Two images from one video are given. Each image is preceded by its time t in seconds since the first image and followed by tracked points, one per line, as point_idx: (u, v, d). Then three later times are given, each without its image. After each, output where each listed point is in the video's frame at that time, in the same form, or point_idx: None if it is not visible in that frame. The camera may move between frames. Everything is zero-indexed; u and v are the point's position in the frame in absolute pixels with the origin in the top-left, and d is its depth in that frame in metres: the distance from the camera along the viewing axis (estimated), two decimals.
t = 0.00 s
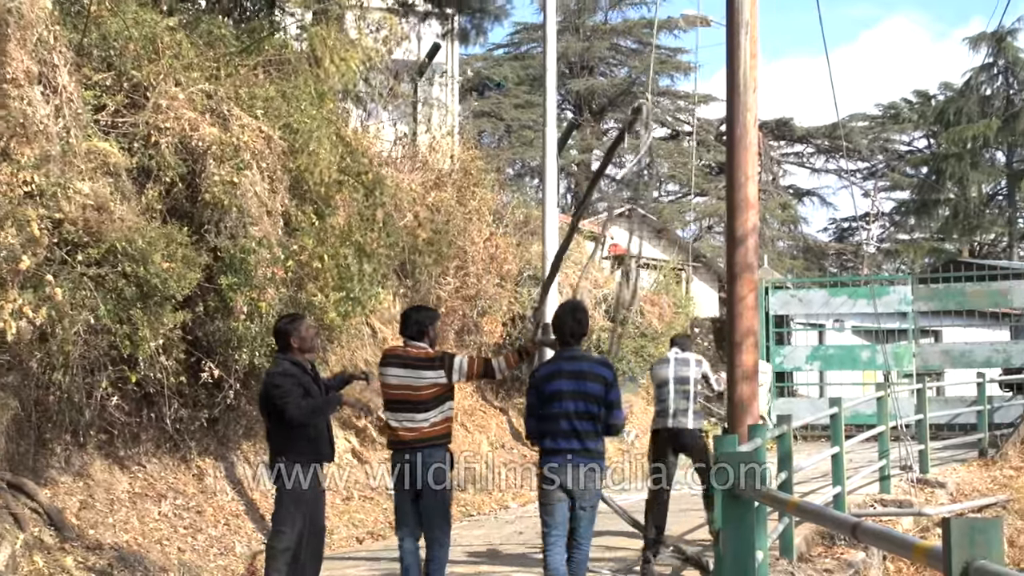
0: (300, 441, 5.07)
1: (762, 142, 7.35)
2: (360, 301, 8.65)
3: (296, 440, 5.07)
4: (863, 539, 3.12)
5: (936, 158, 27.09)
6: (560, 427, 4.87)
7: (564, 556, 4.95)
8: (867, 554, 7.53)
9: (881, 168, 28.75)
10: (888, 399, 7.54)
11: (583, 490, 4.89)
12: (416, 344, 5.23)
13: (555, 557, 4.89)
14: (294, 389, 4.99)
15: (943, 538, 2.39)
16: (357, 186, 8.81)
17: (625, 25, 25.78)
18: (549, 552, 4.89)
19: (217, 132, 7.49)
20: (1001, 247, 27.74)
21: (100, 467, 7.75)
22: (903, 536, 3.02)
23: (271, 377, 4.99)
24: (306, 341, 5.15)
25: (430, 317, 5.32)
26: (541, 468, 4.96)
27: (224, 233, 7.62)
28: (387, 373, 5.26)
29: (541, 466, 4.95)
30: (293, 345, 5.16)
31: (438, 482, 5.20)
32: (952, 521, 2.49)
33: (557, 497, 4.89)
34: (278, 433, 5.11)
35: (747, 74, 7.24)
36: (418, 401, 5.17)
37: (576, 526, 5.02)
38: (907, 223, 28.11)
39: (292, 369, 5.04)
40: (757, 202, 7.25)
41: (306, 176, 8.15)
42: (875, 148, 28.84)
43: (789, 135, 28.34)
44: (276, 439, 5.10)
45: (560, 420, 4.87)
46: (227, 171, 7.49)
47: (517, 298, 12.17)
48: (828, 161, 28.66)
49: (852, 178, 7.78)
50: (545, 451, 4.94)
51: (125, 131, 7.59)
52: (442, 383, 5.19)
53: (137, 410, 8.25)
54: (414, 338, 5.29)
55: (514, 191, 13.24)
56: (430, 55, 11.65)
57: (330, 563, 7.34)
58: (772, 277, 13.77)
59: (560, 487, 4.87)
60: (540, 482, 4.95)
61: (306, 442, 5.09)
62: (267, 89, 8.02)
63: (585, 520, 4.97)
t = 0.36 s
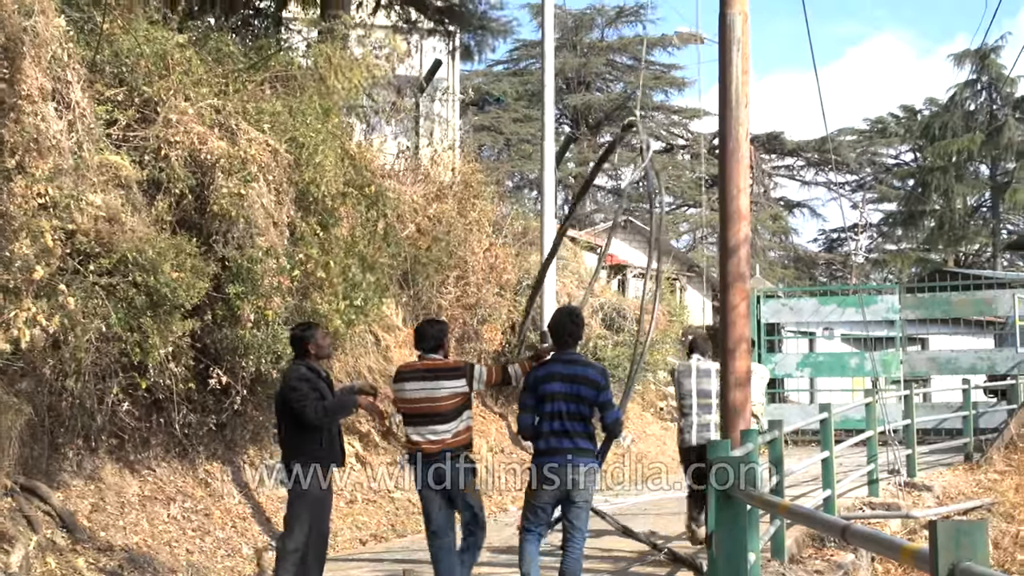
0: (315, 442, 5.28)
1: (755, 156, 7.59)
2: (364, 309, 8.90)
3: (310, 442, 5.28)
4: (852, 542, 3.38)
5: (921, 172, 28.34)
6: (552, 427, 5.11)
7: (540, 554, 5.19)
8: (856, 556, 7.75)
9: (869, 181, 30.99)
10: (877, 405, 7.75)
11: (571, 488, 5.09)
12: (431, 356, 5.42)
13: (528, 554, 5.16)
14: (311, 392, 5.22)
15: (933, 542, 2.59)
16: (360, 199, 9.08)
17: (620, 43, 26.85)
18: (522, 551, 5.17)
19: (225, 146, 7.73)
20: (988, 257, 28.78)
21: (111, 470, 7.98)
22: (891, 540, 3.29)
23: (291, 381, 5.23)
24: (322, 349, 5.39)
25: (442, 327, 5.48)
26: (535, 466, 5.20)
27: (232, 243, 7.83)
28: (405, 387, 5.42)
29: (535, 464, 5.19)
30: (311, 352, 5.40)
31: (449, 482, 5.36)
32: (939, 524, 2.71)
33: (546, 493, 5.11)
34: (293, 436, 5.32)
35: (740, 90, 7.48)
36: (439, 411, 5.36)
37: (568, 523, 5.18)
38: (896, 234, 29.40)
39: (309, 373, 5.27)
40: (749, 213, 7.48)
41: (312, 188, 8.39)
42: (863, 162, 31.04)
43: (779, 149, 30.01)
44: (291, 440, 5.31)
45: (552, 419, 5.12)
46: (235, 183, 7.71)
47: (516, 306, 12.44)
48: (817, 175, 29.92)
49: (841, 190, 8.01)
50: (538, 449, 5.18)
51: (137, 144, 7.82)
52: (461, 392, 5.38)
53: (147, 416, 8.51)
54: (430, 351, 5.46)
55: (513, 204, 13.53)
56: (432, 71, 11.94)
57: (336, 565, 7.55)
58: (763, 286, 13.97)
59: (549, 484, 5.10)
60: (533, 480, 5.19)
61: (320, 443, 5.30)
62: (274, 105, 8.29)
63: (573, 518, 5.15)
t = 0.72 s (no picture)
0: (336, 444, 5.45)
1: (747, 169, 7.86)
2: (367, 316, 9.18)
3: (330, 444, 5.45)
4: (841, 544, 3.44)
5: (907, 184, 29.81)
6: (543, 431, 5.36)
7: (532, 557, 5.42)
8: (845, 556, 7.98)
9: (858, 192, 32.43)
10: (864, 409, 8.00)
11: (560, 491, 5.32)
12: (460, 362, 5.55)
13: (521, 560, 5.39)
14: (332, 397, 5.38)
15: (919, 544, 2.69)
16: (363, 211, 9.39)
17: (616, 60, 27.66)
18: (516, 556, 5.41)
19: (233, 159, 8.01)
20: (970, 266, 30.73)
21: (122, 474, 8.23)
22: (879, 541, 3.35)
23: (309, 388, 5.38)
24: (337, 357, 5.55)
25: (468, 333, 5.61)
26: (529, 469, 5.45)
27: (239, 253, 8.07)
28: (434, 390, 5.46)
29: (528, 467, 5.44)
30: (325, 359, 5.56)
31: (470, 483, 5.47)
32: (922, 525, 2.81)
33: (535, 495, 5.35)
34: (313, 440, 5.48)
35: (731, 104, 7.75)
36: (469, 413, 5.46)
37: (560, 523, 5.42)
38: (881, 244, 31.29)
39: (326, 380, 5.43)
40: (741, 224, 7.74)
41: (316, 199, 8.68)
42: (852, 174, 32.47)
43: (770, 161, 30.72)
44: (311, 444, 5.46)
45: (544, 425, 5.37)
46: (243, 195, 7.98)
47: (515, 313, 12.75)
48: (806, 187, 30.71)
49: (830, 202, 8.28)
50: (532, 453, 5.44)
51: (147, 157, 8.05)
52: (490, 396, 5.53)
53: (157, 420, 8.77)
54: (457, 357, 5.59)
55: (512, 214, 13.85)
56: (433, 86, 12.27)
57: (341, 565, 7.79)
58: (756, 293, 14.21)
59: (538, 486, 5.35)
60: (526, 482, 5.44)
61: (340, 445, 5.48)
62: (280, 119, 8.59)
63: (563, 519, 5.39)
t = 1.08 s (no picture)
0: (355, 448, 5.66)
1: (738, 182, 8.13)
2: (371, 324, 9.48)
3: (350, 447, 5.65)
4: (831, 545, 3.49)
5: (895, 196, 31.35)
6: (540, 436, 5.60)
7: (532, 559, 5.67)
8: (834, 558, 8.24)
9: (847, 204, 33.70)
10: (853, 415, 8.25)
11: (557, 492, 5.58)
12: (474, 367, 5.81)
13: (521, 561, 5.64)
14: (354, 404, 5.62)
15: (907, 545, 2.76)
16: (368, 223, 9.71)
17: (612, 77, 28.31)
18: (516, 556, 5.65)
19: (241, 173, 8.31)
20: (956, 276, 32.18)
21: (133, 477, 8.50)
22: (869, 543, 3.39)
23: (332, 395, 5.61)
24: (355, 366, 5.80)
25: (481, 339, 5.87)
26: (526, 471, 5.70)
27: (247, 264, 8.35)
28: (449, 395, 5.77)
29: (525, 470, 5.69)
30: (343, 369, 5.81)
31: (479, 483, 5.73)
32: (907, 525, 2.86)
33: (533, 497, 5.61)
34: (333, 442, 5.66)
35: (723, 120, 8.04)
36: (480, 418, 5.72)
37: (558, 525, 5.67)
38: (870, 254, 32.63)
39: (348, 387, 5.67)
40: (733, 236, 8.01)
41: (322, 212, 8.97)
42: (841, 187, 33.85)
43: (762, 175, 31.16)
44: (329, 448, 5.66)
45: (541, 430, 5.61)
46: (251, 208, 8.26)
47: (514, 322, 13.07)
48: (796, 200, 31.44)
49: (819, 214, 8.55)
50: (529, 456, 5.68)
51: (159, 171, 8.31)
52: (501, 402, 5.79)
53: (168, 426, 9.05)
54: (470, 363, 5.85)
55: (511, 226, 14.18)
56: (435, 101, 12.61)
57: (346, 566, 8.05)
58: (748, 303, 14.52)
59: (536, 488, 5.60)
60: (523, 484, 5.69)
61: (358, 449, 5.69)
62: (287, 134, 8.91)
63: (559, 521, 5.65)
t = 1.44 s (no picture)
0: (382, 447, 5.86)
1: (731, 194, 8.39)
2: (376, 332, 9.77)
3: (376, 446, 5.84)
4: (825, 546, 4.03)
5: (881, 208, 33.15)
6: (539, 441, 5.83)
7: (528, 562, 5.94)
8: (825, 559, 8.49)
9: (836, 216, 35.06)
10: (843, 420, 8.52)
11: (556, 495, 5.83)
12: (473, 373, 6.03)
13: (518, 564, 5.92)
14: (381, 404, 5.80)
15: (896, 549, 3.23)
16: (372, 234, 10.02)
17: (608, 92, 28.87)
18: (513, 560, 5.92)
19: (250, 186, 8.59)
20: (941, 285, 33.68)
21: (144, 480, 8.76)
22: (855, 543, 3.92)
23: (360, 395, 5.81)
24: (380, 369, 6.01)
25: (482, 346, 6.11)
26: (522, 476, 5.90)
27: (256, 274, 8.60)
28: (451, 401, 6.03)
29: (523, 474, 5.88)
30: (368, 372, 6.02)
31: (479, 485, 5.99)
32: (897, 531, 3.33)
33: (532, 501, 5.83)
34: (362, 442, 5.86)
35: (717, 134, 8.30)
36: (475, 424, 5.96)
37: (555, 528, 5.94)
38: (858, 265, 34.20)
39: (373, 388, 5.87)
40: (727, 247, 8.27)
41: (328, 223, 9.24)
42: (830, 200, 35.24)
43: (753, 186, 32.36)
44: (358, 448, 5.85)
45: (541, 435, 5.84)
46: (259, 219, 8.52)
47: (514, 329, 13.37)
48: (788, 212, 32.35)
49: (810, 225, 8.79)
50: (526, 461, 5.88)
51: (170, 184, 8.58)
52: (497, 407, 6.00)
53: (178, 430, 9.31)
54: (470, 369, 6.10)
55: (510, 235, 14.50)
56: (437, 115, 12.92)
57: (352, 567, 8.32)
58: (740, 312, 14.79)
59: (535, 492, 5.82)
60: (521, 488, 5.89)
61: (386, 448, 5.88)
62: (294, 148, 9.22)
63: (556, 524, 5.93)
